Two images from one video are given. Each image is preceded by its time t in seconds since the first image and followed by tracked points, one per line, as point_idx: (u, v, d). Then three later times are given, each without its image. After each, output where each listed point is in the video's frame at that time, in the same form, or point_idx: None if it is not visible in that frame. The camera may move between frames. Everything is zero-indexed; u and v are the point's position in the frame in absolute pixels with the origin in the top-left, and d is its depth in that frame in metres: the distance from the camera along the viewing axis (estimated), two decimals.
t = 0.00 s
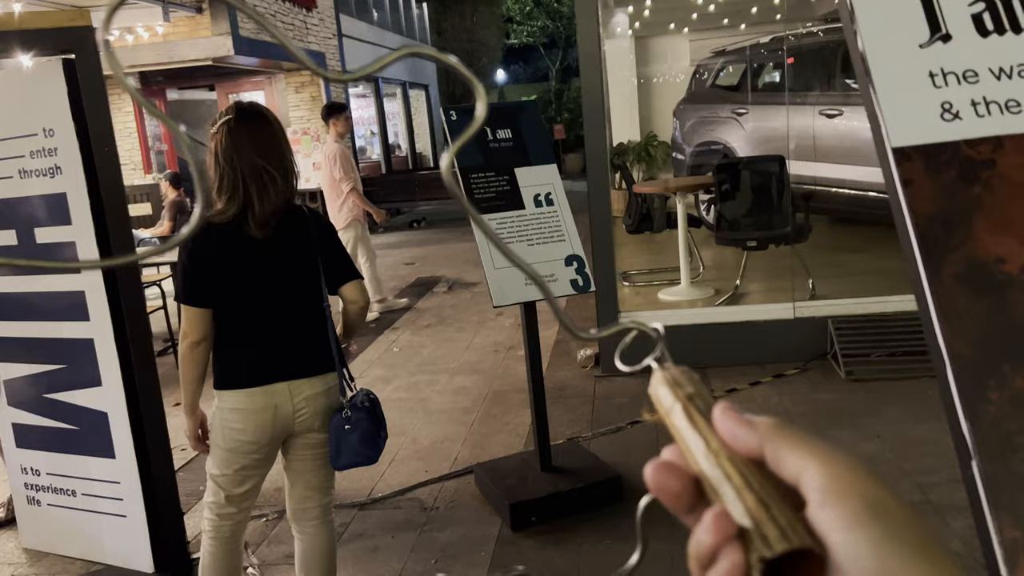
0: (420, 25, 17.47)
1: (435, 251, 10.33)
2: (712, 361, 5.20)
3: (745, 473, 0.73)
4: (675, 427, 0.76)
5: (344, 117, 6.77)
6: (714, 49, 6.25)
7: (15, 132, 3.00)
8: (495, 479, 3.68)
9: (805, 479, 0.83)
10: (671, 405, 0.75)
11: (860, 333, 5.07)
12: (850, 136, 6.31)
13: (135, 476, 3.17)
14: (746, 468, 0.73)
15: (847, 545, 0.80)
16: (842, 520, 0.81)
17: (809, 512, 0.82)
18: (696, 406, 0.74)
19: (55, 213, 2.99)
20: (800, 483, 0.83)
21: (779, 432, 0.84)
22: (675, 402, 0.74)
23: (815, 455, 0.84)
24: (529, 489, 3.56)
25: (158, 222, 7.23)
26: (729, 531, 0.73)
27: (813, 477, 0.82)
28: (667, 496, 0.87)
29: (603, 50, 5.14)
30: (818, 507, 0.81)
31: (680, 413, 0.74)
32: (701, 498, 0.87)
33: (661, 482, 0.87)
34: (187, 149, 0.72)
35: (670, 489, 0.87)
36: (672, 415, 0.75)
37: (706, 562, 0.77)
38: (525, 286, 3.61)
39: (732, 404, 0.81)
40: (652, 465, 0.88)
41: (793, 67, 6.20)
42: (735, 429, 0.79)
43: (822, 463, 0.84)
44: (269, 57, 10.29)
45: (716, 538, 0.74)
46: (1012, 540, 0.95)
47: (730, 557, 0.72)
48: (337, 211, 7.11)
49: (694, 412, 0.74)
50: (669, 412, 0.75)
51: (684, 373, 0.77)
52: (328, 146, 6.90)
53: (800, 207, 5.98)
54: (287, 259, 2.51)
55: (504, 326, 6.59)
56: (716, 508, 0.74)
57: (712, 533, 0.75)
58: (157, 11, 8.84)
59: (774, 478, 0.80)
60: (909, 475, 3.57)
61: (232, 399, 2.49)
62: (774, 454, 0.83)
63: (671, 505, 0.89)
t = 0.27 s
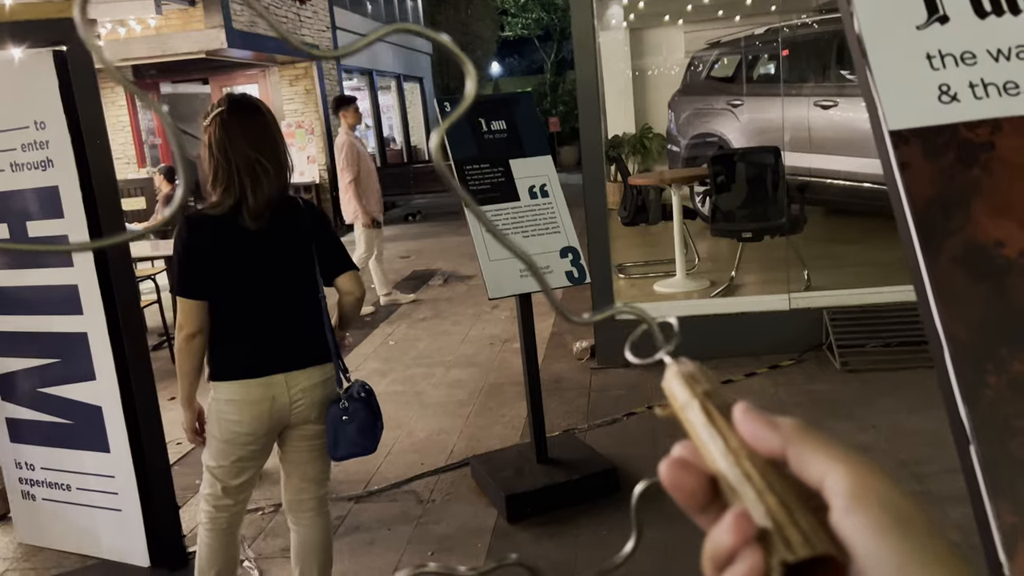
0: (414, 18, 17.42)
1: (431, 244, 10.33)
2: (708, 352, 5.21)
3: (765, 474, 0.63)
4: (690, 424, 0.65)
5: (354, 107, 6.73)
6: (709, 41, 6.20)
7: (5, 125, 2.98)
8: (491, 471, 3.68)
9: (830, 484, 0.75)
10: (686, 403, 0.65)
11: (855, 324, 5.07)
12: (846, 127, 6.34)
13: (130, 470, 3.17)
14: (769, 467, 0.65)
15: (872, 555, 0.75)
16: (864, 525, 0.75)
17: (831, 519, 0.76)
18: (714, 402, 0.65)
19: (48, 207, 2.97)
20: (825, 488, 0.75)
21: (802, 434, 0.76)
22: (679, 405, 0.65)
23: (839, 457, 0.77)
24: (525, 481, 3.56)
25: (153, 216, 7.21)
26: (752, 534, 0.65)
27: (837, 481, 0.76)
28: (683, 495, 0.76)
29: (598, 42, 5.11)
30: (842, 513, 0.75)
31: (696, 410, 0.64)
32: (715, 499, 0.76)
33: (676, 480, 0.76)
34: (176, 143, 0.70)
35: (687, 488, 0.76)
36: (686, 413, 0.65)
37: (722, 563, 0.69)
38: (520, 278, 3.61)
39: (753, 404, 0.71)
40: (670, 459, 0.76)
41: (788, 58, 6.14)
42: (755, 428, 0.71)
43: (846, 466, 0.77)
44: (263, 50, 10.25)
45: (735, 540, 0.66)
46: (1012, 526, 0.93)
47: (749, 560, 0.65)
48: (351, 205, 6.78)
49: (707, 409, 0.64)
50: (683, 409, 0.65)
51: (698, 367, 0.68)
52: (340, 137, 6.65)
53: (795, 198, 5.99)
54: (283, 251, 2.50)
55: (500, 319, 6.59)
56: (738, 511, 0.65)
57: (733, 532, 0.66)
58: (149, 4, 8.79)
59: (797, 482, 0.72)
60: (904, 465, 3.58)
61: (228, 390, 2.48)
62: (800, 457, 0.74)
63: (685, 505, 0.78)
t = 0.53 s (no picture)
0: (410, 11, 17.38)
1: (427, 238, 10.31)
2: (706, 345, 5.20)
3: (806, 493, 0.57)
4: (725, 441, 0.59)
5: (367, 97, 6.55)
6: (706, 31, 6.28)
7: None
8: (489, 464, 3.68)
9: (869, 505, 0.68)
10: (717, 415, 0.59)
11: (852, 315, 5.08)
12: (843, 118, 6.30)
13: (127, 465, 3.16)
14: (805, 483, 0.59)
15: None
16: (909, 550, 0.67)
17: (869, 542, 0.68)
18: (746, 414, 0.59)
19: (43, 201, 2.95)
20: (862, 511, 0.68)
21: (838, 449, 0.69)
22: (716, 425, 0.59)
23: (876, 474, 0.70)
24: (524, 474, 3.56)
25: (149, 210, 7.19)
26: (793, 548, 0.57)
27: (875, 500, 0.68)
28: (719, 509, 0.67)
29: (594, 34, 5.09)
30: (882, 533, 0.68)
31: (730, 421, 0.58)
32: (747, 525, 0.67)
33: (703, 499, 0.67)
34: (171, 138, 0.67)
35: (723, 500, 0.67)
36: (717, 425, 0.59)
37: None
38: (518, 270, 3.61)
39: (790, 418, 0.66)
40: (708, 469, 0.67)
41: (785, 50, 6.20)
42: (791, 443, 0.65)
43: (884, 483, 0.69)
44: (258, 43, 10.21)
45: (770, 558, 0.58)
46: (1016, 514, 0.90)
47: None
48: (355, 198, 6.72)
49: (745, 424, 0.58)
50: (716, 424, 0.59)
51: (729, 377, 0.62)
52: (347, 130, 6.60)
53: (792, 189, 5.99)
54: (280, 243, 2.49)
55: (497, 312, 6.58)
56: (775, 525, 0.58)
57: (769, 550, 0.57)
58: None
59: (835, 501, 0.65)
60: (901, 455, 3.59)
61: (225, 382, 2.47)
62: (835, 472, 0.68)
63: (716, 520, 0.68)
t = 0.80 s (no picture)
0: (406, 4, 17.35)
1: (425, 231, 10.30)
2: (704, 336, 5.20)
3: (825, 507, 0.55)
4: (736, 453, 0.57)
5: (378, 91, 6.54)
6: (703, 23, 6.20)
7: None
8: (488, 457, 3.67)
9: (886, 528, 0.66)
10: (727, 429, 0.57)
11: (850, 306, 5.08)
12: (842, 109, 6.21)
13: (125, 460, 3.16)
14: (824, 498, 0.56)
15: None
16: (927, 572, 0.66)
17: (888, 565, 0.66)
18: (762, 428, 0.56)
19: (38, 193, 2.93)
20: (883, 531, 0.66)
21: (860, 468, 0.68)
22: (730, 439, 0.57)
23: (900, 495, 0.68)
24: (522, 467, 3.55)
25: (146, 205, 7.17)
26: (812, 557, 0.54)
27: (897, 521, 0.66)
28: (730, 518, 0.62)
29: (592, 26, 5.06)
30: (900, 554, 0.66)
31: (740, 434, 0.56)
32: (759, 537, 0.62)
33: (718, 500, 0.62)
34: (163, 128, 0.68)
35: (732, 507, 0.62)
36: (729, 440, 0.57)
37: None
38: (516, 263, 3.60)
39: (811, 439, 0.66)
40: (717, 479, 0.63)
41: (782, 41, 6.17)
42: (810, 459, 0.65)
43: (907, 505, 0.67)
44: (254, 37, 10.18)
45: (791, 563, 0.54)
46: (1019, 501, 0.87)
47: None
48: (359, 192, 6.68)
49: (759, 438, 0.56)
50: (727, 440, 0.57)
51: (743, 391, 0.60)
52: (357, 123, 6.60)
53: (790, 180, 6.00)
54: (276, 235, 2.48)
55: (496, 306, 6.58)
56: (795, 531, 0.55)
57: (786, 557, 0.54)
58: None
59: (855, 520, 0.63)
60: (899, 446, 3.58)
61: (222, 374, 2.47)
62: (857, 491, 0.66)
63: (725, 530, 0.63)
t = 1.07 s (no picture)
0: None
1: (424, 225, 10.29)
2: (704, 328, 5.20)
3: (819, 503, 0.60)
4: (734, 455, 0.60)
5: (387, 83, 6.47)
6: (702, 15, 6.19)
7: None
8: (487, 449, 3.68)
9: (890, 531, 0.71)
10: (727, 431, 0.60)
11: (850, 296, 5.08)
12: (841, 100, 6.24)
13: (124, 452, 3.16)
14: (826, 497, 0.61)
15: None
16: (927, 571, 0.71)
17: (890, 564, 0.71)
18: (760, 431, 0.59)
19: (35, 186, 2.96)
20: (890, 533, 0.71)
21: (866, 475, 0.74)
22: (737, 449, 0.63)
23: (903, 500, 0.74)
24: (522, 457, 3.56)
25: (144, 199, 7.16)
26: (814, 543, 0.58)
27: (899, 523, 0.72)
28: (724, 507, 0.66)
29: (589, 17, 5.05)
30: (902, 554, 0.72)
31: (742, 439, 0.59)
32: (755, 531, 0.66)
33: (718, 489, 0.66)
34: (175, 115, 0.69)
35: (728, 499, 0.66)
36: (729, 444, 0.60)
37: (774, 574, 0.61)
38: (514, 255, 3.60)
39: (816, 443, 0.76)
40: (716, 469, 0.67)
41: (781, 34, 6.24)
42: (817, 467, 0.74)
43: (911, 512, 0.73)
44: (251, 30, 10.15)
45: (795, 547, 0.58)
46: (1012, 480, 0.88)
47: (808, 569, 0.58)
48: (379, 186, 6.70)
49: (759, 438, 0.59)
50: (726, 440, 0.60)
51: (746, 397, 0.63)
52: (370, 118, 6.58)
53: (790, 172, 5.97)
54: (269, 225, 2.48)
55: (494, 299, 6.57)
56: (799, 516, 0.59)
57: (791, 542, 0.58)
58: None
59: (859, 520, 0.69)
60: (897, 436, 3.59)
61: (216, 366, 2.47)
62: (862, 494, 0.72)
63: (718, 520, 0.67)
